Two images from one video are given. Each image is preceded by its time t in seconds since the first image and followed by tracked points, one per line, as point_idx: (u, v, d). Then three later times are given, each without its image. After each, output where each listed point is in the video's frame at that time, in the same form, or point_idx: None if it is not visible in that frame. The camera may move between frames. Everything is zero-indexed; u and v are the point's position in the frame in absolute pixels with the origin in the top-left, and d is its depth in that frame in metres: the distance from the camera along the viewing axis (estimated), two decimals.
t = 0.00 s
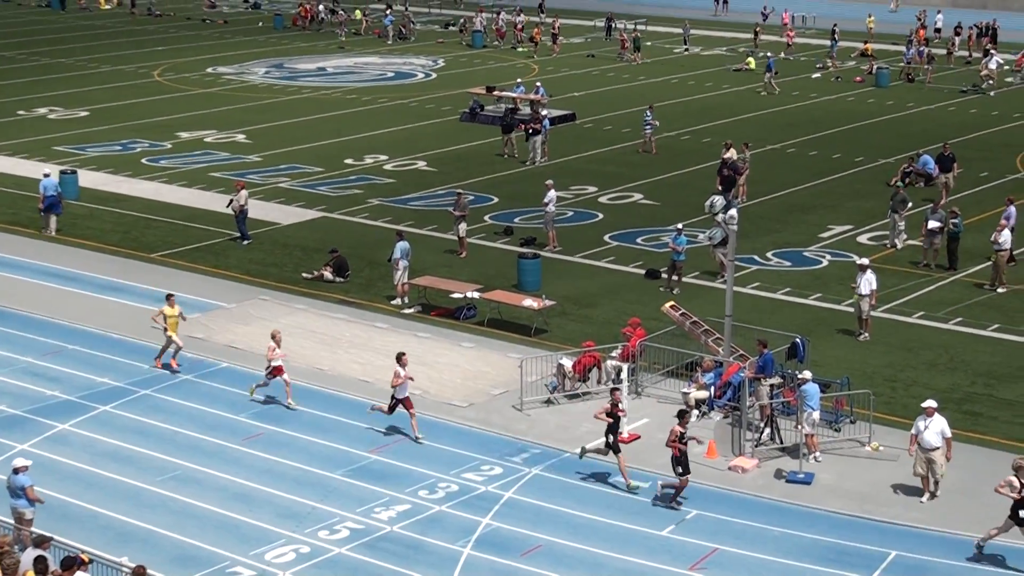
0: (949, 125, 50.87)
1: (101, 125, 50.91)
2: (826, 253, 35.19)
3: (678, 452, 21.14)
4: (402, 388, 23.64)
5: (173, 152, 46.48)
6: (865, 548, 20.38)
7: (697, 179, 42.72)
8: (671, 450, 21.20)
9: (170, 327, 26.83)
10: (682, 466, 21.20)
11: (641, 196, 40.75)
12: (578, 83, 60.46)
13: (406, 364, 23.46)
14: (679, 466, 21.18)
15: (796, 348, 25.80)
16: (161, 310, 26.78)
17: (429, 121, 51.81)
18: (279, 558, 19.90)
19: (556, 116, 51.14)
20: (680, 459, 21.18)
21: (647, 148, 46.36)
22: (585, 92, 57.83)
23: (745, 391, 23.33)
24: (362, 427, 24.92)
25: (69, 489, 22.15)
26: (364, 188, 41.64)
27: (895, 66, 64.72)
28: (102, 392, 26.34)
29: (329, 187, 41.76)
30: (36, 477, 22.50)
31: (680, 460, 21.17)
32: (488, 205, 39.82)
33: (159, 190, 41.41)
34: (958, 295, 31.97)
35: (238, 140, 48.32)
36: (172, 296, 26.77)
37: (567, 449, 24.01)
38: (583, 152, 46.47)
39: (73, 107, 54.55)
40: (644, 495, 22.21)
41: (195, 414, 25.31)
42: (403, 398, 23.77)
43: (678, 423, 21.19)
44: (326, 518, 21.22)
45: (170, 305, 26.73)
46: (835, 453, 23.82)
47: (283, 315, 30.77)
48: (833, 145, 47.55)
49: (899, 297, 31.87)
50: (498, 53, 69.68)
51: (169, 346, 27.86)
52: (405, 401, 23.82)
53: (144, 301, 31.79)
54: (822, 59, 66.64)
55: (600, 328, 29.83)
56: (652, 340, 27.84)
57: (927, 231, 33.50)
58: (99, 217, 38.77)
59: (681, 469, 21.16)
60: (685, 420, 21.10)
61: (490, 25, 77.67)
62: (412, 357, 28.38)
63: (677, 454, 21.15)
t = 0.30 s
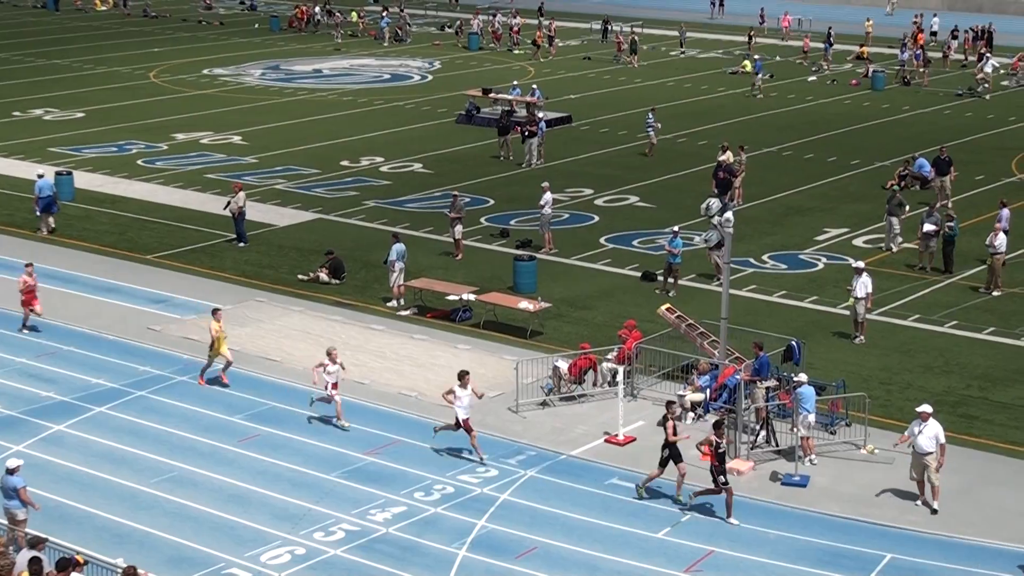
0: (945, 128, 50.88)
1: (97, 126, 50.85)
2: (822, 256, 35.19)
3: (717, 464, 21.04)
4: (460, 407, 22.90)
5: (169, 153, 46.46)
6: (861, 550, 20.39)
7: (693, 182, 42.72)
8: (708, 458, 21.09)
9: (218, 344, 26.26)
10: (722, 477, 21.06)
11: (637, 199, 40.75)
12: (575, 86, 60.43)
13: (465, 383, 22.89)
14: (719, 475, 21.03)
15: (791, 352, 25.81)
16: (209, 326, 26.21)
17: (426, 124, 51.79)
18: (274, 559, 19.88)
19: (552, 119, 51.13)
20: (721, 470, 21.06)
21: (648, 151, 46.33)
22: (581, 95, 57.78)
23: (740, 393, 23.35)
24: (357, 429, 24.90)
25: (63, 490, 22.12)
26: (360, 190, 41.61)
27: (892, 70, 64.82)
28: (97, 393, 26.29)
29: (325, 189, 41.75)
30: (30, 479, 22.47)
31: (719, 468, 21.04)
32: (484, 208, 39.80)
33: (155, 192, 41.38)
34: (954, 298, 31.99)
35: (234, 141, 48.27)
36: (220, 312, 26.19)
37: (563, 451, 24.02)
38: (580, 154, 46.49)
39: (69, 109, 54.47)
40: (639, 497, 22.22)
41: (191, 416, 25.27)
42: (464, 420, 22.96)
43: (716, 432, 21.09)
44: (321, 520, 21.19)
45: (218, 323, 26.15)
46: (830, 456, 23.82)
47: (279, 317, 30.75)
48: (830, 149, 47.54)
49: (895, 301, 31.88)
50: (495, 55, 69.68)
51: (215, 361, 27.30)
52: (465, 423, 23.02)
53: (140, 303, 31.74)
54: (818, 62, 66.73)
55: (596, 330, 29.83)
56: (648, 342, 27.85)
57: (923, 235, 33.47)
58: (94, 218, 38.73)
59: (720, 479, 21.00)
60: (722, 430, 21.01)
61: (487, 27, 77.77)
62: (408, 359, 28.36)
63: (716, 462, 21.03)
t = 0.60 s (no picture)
0: (946, 130, 50.89)
1: (96, 127, 50.86)
2: (822, 258, 35.19)
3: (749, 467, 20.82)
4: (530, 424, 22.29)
5: (169, 154, 46.45)
6: (860, 552, 20.38)
7: (692, 183, 42.72)
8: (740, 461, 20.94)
9: (269, 354, 25.70)
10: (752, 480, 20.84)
11: (636, 200, 40.75)
12: (575, 87, 60.44)
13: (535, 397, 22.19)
14: (747, 479, 20.85)
15: (791, 353, 25.80)
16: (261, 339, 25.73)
17: (425, 124, 51.79)
18: (273, 560, 19.88)
19: (551, 120, 51.14)
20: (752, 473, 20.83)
21: (655, 153, 46.24)
22: (581, 96, 57.78)
23: (740, 395, 23.34)
24: (357, 430, 24.91)
25: (62, 490, 22.12)
26: (359, 191, 41.62)
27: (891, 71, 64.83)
28: (97, 393, 26.29)
29: (324, 189, 41.75)
30: (28, 479, 22.45)
31: (750, 472, 20.83)
32: (484, 208, 39.79)
33: (155, 192, 41.38)
34: (953, 299, 31.99)
35: (234, 142, 48.28)
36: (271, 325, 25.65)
37: (562, 452, 24.01)
38: (580, 155, 46.49)
39: (68, 109, 54.46)
40: (638, 498, 22.22)
41: (190, 417, 25.26)
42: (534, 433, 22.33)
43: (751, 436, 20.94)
44: (320, 520, 21.20)
45: (269, 335, 25.67)
46: (829, 457, 23.81)
47: (278, 317, 30.76)
48: (830, 150, 47.53)
49: (895, 302, 31.88)
50: (494, 56, 69.70)
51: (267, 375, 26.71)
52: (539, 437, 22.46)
53: (139, 303, 31.74)
54: (819, 63, 66.74)
55: (596, 331, 29.82)
56: (647, 343, 27.86)
57: (922, 236, 33.48)
58: (94, 218, 38.74)
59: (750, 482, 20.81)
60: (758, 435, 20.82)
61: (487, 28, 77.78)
62: (407, 360, 28.37)
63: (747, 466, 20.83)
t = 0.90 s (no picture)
0: (945, 131, 50.90)
1: (96, 127, 50.88)
2: (822, 259, 35.19)
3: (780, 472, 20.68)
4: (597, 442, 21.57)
5: (169, 154, 46.46)
6: (859, 552, 20.40)
7: (692, 184, 42.73)
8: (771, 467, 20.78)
9: (325, 370, 24.81)
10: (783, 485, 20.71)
11: (636, 201, 40.76)
12: (574, 87, 60.47)
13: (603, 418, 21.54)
14: (781, 485, 20.69)
15: (790, 354, 25.80)
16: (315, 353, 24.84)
17: (425, 125, 51.79)
18: (273, 561, 19.87)
19: (551, 121, 51.15)
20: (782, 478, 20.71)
21: (659, 155, 46.21)
22: (580, 97, 57.81)
23: (740, 395, 23.34)
24: (356, 430, 24.91)
25: (62, 491, 22.12)
26: (359, 191, 41.65)
27: (891, 72, 64.86)
28: (96, 394, 26.31)
29: (324, 190, 41.75)
30: (28, 479, 22.45)
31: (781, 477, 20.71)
32: (483, 209, 39.81)
33: (154, 193, 41.38)
34: (953, 300, 32.00)
35: (234, 142, 48.28)
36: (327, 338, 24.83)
37: (561, 452, 24.02)
38: (580, 156, 46.50)
39: (68, 109, 54.48)
40: (638, 499, 22.23)
41: (190, 417, 25.27)
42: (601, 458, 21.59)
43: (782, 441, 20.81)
44: (320, 521, 21.18)
45: (325, 349, 24.79)
46: (830, 458, 23.82)
47: (278, 318, 30.77)
48: (830, 151, 47.54)
49: (895, 303, 31.89)
50: (494, 57, 69.74)
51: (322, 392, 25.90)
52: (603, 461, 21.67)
53: (139, 303, 31.76)
54: (819, 64, 66.76)
55: (596, 332, 29.82)
56: (647, 344, 27.87)
57: (922, 237, 33.50)
58: (94, 219, 38.76)
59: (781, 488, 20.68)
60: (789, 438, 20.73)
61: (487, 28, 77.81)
62: (407, 360, 28.38)
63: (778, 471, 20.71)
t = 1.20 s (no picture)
0: (946, 133, 50.90)
1: (97, 129, 50.89)
2: (822, 261, 35.18)
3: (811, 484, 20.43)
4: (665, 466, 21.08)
5: (169, 156, 46.43)
6: (859, 555, 20.39)
7: (693, 186, 42.73)
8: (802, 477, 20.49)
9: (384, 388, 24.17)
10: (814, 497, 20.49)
11: (636, 203, 40.75)
12: (575, 89, 60.47)
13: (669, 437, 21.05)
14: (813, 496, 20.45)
15: (791, 356, 25.77)
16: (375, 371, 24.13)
17: (425, 127, 51.79)
18: (273, 563, 19.86)
19: (551, 123, 51.14)
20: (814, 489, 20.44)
21: (665, 157, 46.15)
22: (581, 99, 57.81)
23: (740, 398, 23.32)
24: (356, 432, 24.89)
25: (62, 493, 22.11)
26: (359, 194, 41.63)
27: (891, 74, 64.85)
28: (96, 395, 26.30)
29: (324, 192, 41.74)
30: (29, 481, 22.44)
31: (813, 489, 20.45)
32: (484, 211, 39.81)
33: (154, 194, 41.36)
34: (953, 302, 31.99)
35: (234, 144, 48.28)
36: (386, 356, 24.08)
37: (561, 455, 24.01)
38: (580, 158, 46.48)
39: (68, 111, 54.48)
40: (639, 501, 22.20)
41: (190, 419, 25.27)
42: (668, 477, 21.12)
43: (811, 450, 20.57)
44: (320, 523, 21.18)
45: (382, 366, 24.06)
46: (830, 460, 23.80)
47: (278, 320, 30.76)
48: (830, 153, 47.53)
49: (895, 305, 31.88)
50: (494, 59, 69.77)
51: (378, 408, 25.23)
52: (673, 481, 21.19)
53: (139, 305, 31.75)
54: (819, 66, 66.74)
55: (596, 334, 29.81)
56: (647, 346, 27.85)
57: (922, 239, 33.47)
58: (94, 220, 38.77)
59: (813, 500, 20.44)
60: (819, 447, 20.47)
61: (488, 30, 77.80)
62: (408, 362, 28.37)
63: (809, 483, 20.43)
